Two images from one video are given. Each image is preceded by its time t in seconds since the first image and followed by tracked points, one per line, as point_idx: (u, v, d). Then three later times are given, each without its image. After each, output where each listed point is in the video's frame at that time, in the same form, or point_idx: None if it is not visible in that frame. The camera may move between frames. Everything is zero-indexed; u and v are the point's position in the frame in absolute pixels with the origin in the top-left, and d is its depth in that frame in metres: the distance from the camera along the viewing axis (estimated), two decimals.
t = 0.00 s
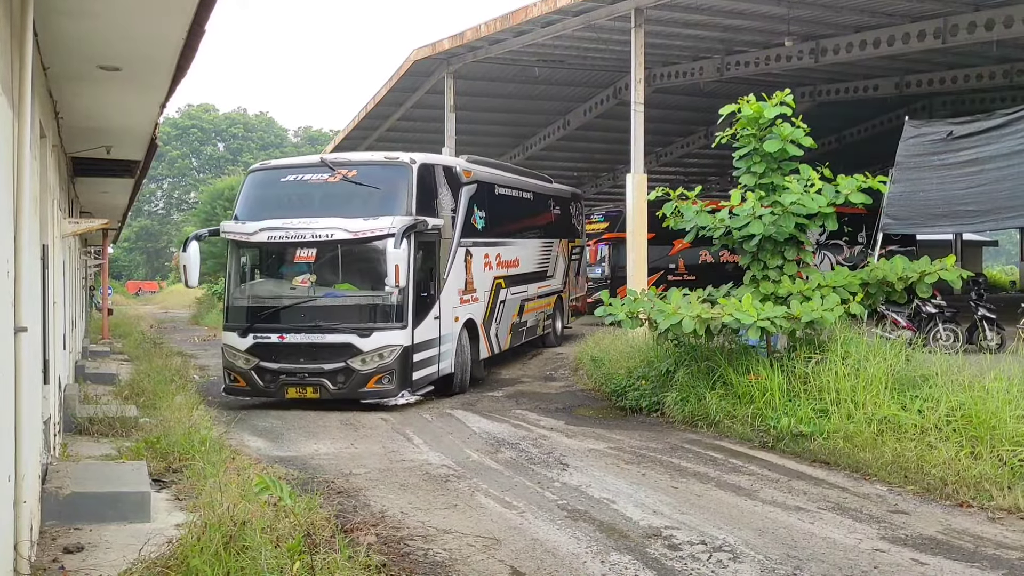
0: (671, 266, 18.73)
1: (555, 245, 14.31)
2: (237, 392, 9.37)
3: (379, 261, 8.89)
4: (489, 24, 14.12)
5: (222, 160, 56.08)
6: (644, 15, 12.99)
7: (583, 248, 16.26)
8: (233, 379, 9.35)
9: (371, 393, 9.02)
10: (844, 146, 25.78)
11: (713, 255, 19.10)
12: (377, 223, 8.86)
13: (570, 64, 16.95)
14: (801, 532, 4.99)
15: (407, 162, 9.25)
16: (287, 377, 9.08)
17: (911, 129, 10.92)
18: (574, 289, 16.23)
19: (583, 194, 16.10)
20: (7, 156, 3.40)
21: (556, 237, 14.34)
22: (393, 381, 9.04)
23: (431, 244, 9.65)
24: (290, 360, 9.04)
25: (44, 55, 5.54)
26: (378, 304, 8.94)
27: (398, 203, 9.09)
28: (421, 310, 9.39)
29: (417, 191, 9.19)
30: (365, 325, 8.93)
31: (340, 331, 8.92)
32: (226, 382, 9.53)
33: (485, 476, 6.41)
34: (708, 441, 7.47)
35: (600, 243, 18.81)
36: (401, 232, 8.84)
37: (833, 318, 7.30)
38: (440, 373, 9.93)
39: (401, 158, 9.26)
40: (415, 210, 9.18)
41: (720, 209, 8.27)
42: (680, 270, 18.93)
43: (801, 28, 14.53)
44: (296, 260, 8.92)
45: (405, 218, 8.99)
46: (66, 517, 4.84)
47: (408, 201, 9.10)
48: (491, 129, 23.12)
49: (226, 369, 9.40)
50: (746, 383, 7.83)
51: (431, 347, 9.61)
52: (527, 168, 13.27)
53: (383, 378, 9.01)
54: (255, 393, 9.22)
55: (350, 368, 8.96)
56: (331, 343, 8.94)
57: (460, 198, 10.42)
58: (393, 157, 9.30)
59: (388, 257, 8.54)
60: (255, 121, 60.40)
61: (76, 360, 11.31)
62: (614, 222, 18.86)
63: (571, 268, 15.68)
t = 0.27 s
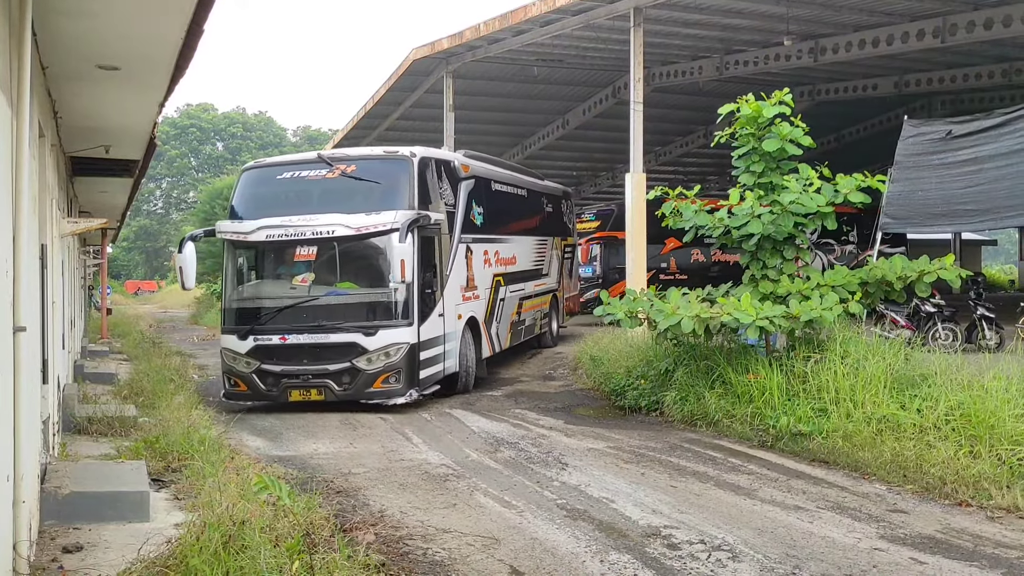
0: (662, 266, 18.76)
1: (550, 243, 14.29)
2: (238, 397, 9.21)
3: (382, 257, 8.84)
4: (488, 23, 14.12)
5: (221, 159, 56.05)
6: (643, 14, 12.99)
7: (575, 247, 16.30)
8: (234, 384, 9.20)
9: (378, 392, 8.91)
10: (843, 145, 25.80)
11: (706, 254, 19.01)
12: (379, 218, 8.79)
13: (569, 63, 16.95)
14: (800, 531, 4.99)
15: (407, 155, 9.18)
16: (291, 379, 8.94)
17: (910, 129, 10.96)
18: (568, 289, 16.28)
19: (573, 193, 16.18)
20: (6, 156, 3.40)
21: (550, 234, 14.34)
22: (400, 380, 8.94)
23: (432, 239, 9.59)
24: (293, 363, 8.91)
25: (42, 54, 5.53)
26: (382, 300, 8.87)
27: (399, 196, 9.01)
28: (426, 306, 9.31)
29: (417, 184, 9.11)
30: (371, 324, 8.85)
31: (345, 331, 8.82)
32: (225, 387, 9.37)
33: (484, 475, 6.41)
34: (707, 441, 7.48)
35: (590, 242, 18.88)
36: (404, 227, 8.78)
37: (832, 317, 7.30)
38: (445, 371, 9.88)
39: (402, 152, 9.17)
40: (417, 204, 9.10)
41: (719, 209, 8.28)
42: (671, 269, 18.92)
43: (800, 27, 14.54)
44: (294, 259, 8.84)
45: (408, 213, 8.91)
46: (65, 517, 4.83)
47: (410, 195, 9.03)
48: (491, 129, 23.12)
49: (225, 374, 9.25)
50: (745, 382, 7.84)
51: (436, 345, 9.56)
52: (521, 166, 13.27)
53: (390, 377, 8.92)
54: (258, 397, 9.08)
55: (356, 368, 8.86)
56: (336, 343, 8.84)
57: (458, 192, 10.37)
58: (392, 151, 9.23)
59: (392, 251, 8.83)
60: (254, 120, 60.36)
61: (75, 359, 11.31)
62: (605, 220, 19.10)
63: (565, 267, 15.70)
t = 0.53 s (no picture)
0: (653, 265, 18.67)
1: (545, 242, 14.30)
2: (237, 398, 9.08)
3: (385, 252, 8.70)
4: (486, 23, 14.12)
5: (220, 159, 56.02)
6: (642, 14, 12.99)
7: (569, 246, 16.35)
8: (232, 384, 9.07)
9: (382, 390, 8.81)
10: (842, 144, 25.81)
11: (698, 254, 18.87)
12: (380, 211, 8.69)
13: (568, 63, 16.95)
14: (799, 530, 5.00)
15: (407, 148, 9.11)
16: (291, 379, 8.82)
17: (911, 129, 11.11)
18: (564, 289, 16.27)
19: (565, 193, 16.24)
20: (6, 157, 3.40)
21: (544, 233, 14.33)
22: (404, 378, 8.87)
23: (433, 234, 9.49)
24: (294, 362, 8.80)
25: (41, 53, 5.52)
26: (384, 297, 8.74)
27: (401, 189, 8.92)
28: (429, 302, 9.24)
29: (419, 177, 9.02)
30: (373, 320, 8.74)
31: (347, 328, 8.71)
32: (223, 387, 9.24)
33: (483, 475, 6.41)
34: (706, 440, 7.48)
35: (582, 242, 18.89)
36: (406, 220, 8.69)
37: (831, 317, 7.30)
38: (449, 370, 9.83)
39: (402, 145, 9.11)
40: (418, 196, 9.00)
41: (718, 209, 8.28)
42: (663, 269, 18.80)
43: (799, 27, 14.54)
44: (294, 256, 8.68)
45: (411, 207, 8.80)
46: (64, 517, 4.82)
47: (411, 187, 8.94)
48: (490, 128, 23.12)
49: (224, 375, 9.12)
50: (744, 381, 7.84)
51: (440, 343, 9.51)
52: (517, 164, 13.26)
53: (394, 375, 8.83)
54: (258, 397, 8.95)
55: (359, 366, 8.75)
56: (338, 342, 8.73)
57: (457, 186, 10.26)
58: (392, 145, 9.16)
59: (397, 245, 8.71)
60: (253, 120, 60.35)
61: (74, 359, 11.30)
62: (596, 219, 18.99)
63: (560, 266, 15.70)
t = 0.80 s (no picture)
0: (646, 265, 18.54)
1: (542, 242, 14.30)
2: (240, 401, 8.89)
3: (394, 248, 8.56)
4: (486, 22, 14.12)
5: (219, 158, 56.02)
6: (642, 13, 12.99)
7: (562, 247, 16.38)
8: (235, 387, 8.88)
9: (392, 390, 8.62)
10: (842, 144, 25.82)
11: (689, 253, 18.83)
12: (388, 206, 8.53)
13: (568, 63, 16.95)
14: (799, 530, 5.00)
15: (414, 142, 8.89)
16: (297, 380, 8.64)
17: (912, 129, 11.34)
18: (560, 289, 16.22)
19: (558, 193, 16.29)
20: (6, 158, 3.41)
21: (540, 234, 14.31)
22: (416, 377, 8.66)
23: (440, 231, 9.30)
24: (300, 362, 8.62)
25: (40, 53, 5.52)
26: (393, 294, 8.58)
27: (408, 184, 8.72)
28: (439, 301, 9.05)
29: (426, 171, 8.83)
30: (382, 319, 8.57)
31: (355, 327, 8.54)
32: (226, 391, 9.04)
33: (483, 474, 6.41)
34: (706, 440, 7.48)
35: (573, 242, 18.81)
36: (415, 215, 8.52)
37: (831, 317, 7.30)
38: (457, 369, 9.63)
39: (409, 139, 8.88)
40: (426, 191, 8.81)
41: (717, 208, 8.28)
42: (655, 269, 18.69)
43: (799, 26, 14.53)
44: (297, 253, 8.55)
45: (419, 202, 8.62)
46: (64, 516, 4.82)
47: (419, 182, 8.74)
48: (490, 128, 23.12)
49: (226, 377, 8.92)
50: (744, 381, 7.85)
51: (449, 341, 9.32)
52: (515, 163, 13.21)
53: (404, 374, 8.63)
54: (262, 399, 8.76)
55: (368, 365, 8.58)
56: (346, 341, 8.55)
57: (460, 183, 10.04)
58: (398, 138, 8.95)
59: (407, 240, 8.56)
60: (252, 120, 60.35)
61: (73, 359, 11.30)
62: (587, 219, 18.87)
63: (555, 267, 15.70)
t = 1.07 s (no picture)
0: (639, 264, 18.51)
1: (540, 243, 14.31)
2: (246, 401, 8.61)
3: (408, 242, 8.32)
4: (485, 22, 14.12)
5: (219, 158, 56.03)
6: (642, 13, 12.99)
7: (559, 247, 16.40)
8: (241, 387, 8.60)
9: (404, 389, 8.38)
10: (841, 143, 25.80)
11: (682, 253, 18.82)
12: (401, 199, 8.30)
13: (567, 62, 16.95)
14: (799, 530, 5.00)
15: (425, 135, 8.68)
16: (307, 379, 8.38)
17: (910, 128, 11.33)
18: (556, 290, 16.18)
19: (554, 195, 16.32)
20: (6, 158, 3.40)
21: (539, 234, 14.31)
22: (429, 375, 8.45)
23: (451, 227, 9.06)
24: (310, 361, 8.37)
25: (40, 53, 5.52)
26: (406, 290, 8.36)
27: (421, 178, 8.50)
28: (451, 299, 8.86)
29: (438, 164, 8.61)
30: (394, 315, 8.34)
31: (367, 323, 8.30)
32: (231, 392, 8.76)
33: (483, 474, 6.41)
34: (706, 440, 7.48)
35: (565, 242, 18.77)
36: (429, 208, 8.29)
37: (830, 316, 7.31)
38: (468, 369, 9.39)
39: (420, 131, 8.66)
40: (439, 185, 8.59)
41: (717, 208, 8.28)
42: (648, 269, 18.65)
43: (799, 26, 14.52)
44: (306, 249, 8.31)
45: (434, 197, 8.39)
46: (64, 516, 4.82)
47: (431, 175, 8.52)
48: (490, 128, 23.12)
49: (232, 377, 8.63)
50: (744, 381, 7.85)
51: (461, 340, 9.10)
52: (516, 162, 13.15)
53: (418, 372, 8.39)
54: (269, 400, 8.49)
55: (381, 363, 8.34)
56: (357, 338, 8.31)
57: (467, 178, 9.78)
58: (409, 131, 8.72)
59: (423, 234, 8.28)
60: (252, 119, 60.37)
61: (73, 359, 11.31)
62: (580, 219, 18.81)
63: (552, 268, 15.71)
